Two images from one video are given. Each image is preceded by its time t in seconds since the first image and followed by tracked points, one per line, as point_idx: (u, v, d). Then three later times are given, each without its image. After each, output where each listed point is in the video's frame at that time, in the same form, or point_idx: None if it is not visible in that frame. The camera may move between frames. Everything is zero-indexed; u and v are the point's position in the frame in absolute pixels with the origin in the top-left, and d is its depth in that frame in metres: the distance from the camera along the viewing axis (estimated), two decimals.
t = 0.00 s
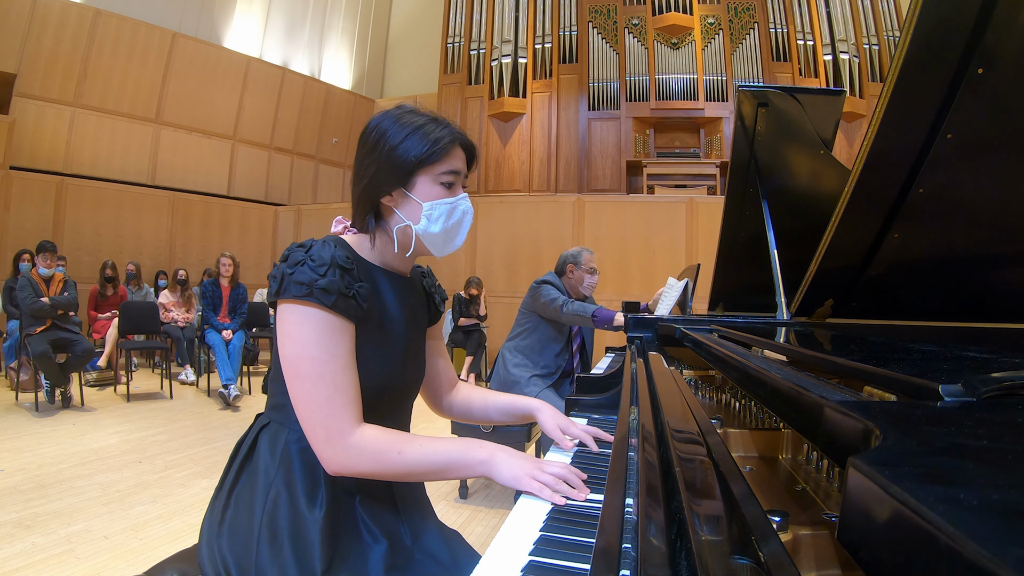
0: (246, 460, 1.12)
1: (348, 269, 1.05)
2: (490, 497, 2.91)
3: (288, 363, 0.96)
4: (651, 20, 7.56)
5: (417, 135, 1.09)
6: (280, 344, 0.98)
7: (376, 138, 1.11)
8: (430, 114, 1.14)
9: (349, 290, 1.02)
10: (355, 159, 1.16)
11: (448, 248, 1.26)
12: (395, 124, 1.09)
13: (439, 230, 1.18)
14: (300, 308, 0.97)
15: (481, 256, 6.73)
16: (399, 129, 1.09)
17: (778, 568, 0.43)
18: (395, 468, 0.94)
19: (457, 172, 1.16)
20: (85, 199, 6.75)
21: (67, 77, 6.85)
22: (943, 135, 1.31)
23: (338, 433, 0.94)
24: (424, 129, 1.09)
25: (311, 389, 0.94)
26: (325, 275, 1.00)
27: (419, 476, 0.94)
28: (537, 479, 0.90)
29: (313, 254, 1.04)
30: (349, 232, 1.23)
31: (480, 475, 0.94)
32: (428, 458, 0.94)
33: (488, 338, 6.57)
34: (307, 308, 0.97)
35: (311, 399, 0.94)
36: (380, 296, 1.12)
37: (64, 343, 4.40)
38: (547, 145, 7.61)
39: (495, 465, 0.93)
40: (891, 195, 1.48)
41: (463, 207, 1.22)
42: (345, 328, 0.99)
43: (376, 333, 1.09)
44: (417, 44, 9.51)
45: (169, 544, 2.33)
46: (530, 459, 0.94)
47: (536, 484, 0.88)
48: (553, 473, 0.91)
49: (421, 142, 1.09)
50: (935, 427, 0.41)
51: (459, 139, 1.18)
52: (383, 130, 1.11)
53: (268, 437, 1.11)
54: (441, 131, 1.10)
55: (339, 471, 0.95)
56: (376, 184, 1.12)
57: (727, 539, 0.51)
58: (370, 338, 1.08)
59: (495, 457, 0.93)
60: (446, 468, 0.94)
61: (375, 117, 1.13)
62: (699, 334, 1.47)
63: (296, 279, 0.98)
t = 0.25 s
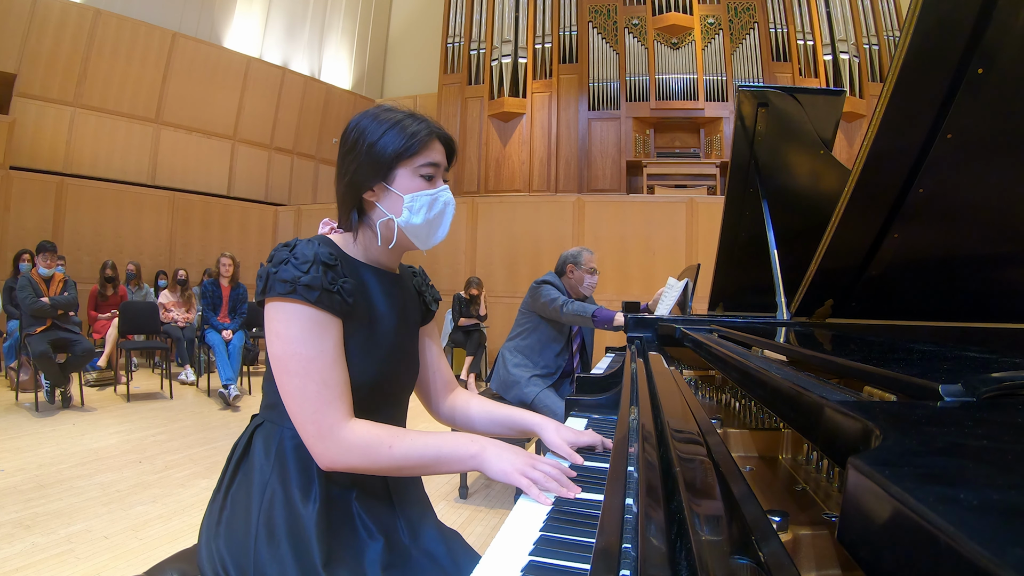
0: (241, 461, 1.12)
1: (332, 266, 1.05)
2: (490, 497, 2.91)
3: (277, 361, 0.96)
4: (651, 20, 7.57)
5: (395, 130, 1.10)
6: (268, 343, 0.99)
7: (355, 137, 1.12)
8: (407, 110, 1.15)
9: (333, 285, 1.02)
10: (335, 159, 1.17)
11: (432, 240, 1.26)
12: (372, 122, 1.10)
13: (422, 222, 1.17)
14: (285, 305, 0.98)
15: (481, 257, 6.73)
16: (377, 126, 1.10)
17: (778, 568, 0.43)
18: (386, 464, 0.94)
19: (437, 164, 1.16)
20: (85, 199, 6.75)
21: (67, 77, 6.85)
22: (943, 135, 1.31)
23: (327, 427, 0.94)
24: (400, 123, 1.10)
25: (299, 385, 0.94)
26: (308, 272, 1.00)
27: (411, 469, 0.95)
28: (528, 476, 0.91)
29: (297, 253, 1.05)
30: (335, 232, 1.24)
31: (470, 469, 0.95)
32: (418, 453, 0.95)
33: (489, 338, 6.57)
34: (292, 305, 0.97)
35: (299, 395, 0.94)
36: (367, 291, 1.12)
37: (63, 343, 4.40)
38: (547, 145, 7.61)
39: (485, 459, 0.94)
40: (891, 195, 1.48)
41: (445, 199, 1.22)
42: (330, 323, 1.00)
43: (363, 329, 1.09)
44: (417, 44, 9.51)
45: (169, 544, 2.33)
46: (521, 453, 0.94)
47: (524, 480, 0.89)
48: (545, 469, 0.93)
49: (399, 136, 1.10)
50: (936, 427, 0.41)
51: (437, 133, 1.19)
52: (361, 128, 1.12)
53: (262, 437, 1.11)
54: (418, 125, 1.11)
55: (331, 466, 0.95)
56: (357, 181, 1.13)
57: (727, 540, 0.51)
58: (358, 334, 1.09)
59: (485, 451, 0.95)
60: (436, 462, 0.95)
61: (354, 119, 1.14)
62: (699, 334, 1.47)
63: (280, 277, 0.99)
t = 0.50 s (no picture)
0: (238, 461, 1.12)
1: (323, 266, 1.05)
2: (490, 497, 2.91)
3: (276, 363, 0.96)
4: (651, 20, 7.56)
5: (379, 129, 1.11)
6: (266, 346, 0.99)
7: (341, 137, 1.13)
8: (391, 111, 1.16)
9: (325, 284, 1.02)
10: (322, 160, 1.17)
11: (417, 237, 1.26)
12: (357, 122, 1.11)
13: (407, 218, 1.17)
14: (280, 307, 0.98)
15: (481, 257, 6.73)
16: (361, 125, 1.11)
17: (778, 568, 0.43)
18: (393, 460, 0.94)
19: (421, 163, 1.17)
20: (85, 199, 6.75)
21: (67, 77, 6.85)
22: (943, 135, 1.32)
23: (334, 423, 0.94)
24: (385, 123, 1.11)
25: (302, 384, 0.95)
26: (301, 273, 1.00)
27: (419, 467, 0.95)
28: (534, 475, 0.90)
29: (287, 255, 1.04)
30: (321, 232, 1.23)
31: (477, 469, 0.94)
32: (426, 451, 0.95)
33: (489, 338, 6.57)
34: (287, 306, 0.97)
35: (304, 394, 0.94)
36: (358, 289, 1.13)
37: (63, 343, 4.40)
38: (547, 145, 7.61)
39: (492, 459, 0.93)
40: (891, 195, 1.48)
41: (429, 197, 1.22)
42: (327, 322, 1.00)
43: (355, 327, 1.09)
44: (417, 44, 9.51)
45: (169, 544, 2.33)
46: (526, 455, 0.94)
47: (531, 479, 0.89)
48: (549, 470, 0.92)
49: (383, 135, 1.11)
50: (936, 426, 0.41)
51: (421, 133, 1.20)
52: (346, 129, 1.12)
53: (258, 437, 1.11)
54: (401, 124, 1.12)
55: (341, 462, 0.94)
56: (342, 178, 1.13)
57: (726, 540, 0.51)
58: (351, 333, 1.09)
59: (492, 452, 0.94)
60: (445, 459, 0.95)
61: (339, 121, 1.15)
62: (699, 334, 1.47)
63: (273, 280, 0.99)
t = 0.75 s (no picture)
0: (237, 461, 1.12)
1: (327, 267, 1.06)
2: (490, 497, 2.91)
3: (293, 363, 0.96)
4: (651, 20, 7.56)
5: (383, 134, 1.10)
6: (278, 347, 0.98)
7: (345, 138, 1.13)
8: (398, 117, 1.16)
9: (332, 284, 1.03)
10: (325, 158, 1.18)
11: (412, 241, 1.25)
12: (363, 125, 1.11)
13: (402, 222, 1.17)
14: (289, 307, 0.98)
15: (480, 257, 6.73)
16: (364, 129, 1.11)
17: (778, 569, 0.43)
18: (427, 447, 0.94)
19: (420, 170, 1.16)
20: (85, 199, 6.75)
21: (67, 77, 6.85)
22: (943, 134, 1.31)
23: (365, 411, 0.94)
24: (388, 129, 1.11)
25: (326, 377, 0.95)
26: (307, 275, 1.01)
27: (453, 453, 0.94)
28: (562, 465, 0.87)
29: (291, 257, 1.04)
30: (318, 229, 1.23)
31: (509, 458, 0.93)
32: (458, 437, 0.94)
33: (489, 338, 6.57)
34: (297, 305, 0.98)
35: (329, 385, 0.94)
36: (359, 290, 1.13)
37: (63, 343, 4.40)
38: (547, 145, 7.61)
39: (523, 448, 0.91)
40: (891, 194, 1.48)
41: (426, 204, 1.22)
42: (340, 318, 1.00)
43: (356, 327, 1.10)
44: (417, 44, 9.51)
45: (169, 544, 2.33)
46: (557, 444, 0.92)
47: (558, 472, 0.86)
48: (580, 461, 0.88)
49: (386, 141, 1.10)
50: (935, 426, 0.41)
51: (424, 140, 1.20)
52: (350, 131, 1.12)
53: (256, 436, 1.11)
54: (405, 131, 1.12)
55: (373, 449, 0.95)
56: (341, 177, 1.13)
57: (727, 540, 0.51)
58: (354, 332, 1.09)
59: (524, 440, 0.92)
60: (477, 446, 0.94)
61: (346, 120, 1.15)
62: (699, 334, 1.47)
63: (281, 282, 0.99)
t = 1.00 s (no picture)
0: (236, 460, 1.12)
1: (327, 270, 1.06)
2: (490, 497, 2.92)
3: (287, 365, 0.96)
4: (651, 20, 7.56)
5: (395, 143, 1.11)
6: (275, 350, 0.99)
7: (357, 142, 1.13)
8: (412, 126, 1.16)
9: (332, 288, 1.03)
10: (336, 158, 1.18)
11: (413, 250, 1.25)
12: (376, 131, 1.12)
13: (405, 231, 1.16)
14: (289, 310, 0.98)
15: (480, 257, 6.73)
16: (378, 136, 1.11)
17: (778, 568, 0.43)
18: (411, 456, 0.94)
19: (428, 181, 1.16)
20: (85, 199, 6.75)
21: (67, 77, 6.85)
22: (943, 134, 1.31)
23: (351, 419, 0.94)
24: (400, 138, 1.11)
25: (316, 383, 0.95)
26: (307, 278, 1.01)
27: (435, 464, 0.94)
28: (547, 474, 0.90)
29: (293, 260, 1.05)
30: (324, 228, 1.24)
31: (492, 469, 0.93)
32: (443, 448, 0.94)
33: (489, 338, 6.57)
34: (296, 309, 0.98)
35: (318, 392, 0.95)
36: (359, 292, 1.13)
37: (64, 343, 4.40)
38: (547, 145, 7.61)
39: (507, 459, 0.93)
40: (892, 194, 1.48)
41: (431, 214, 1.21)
42: (337, 324, 1.00)
43: (357, 330, 1.10)
44: (417, 44, 9.51)
45: (169, 544, 2.33)
46: (541, 453, 0.93)
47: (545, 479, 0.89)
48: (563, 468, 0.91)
49: (397, 149, 1.11)
50: (935, 427, 0.41)
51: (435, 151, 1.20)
52: (363, 135, 1.13)
53: (255, 435, 1.11)
54: (417, 141, 1.12)
55: (359, 456, 0.95)
56: (350, 180, 1.14)
57: (727, 539, 0.51)
58: (353, 335, 1.10)
59: (508, 451, 0.93)
60: (460, 458, 0.94)
61: (361, 123, 1.15)
62: (699, 334, 1.47)
63: (281, 284, 0.99)
